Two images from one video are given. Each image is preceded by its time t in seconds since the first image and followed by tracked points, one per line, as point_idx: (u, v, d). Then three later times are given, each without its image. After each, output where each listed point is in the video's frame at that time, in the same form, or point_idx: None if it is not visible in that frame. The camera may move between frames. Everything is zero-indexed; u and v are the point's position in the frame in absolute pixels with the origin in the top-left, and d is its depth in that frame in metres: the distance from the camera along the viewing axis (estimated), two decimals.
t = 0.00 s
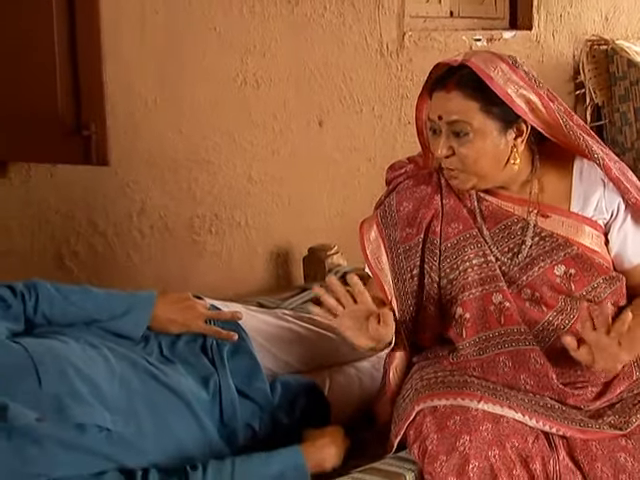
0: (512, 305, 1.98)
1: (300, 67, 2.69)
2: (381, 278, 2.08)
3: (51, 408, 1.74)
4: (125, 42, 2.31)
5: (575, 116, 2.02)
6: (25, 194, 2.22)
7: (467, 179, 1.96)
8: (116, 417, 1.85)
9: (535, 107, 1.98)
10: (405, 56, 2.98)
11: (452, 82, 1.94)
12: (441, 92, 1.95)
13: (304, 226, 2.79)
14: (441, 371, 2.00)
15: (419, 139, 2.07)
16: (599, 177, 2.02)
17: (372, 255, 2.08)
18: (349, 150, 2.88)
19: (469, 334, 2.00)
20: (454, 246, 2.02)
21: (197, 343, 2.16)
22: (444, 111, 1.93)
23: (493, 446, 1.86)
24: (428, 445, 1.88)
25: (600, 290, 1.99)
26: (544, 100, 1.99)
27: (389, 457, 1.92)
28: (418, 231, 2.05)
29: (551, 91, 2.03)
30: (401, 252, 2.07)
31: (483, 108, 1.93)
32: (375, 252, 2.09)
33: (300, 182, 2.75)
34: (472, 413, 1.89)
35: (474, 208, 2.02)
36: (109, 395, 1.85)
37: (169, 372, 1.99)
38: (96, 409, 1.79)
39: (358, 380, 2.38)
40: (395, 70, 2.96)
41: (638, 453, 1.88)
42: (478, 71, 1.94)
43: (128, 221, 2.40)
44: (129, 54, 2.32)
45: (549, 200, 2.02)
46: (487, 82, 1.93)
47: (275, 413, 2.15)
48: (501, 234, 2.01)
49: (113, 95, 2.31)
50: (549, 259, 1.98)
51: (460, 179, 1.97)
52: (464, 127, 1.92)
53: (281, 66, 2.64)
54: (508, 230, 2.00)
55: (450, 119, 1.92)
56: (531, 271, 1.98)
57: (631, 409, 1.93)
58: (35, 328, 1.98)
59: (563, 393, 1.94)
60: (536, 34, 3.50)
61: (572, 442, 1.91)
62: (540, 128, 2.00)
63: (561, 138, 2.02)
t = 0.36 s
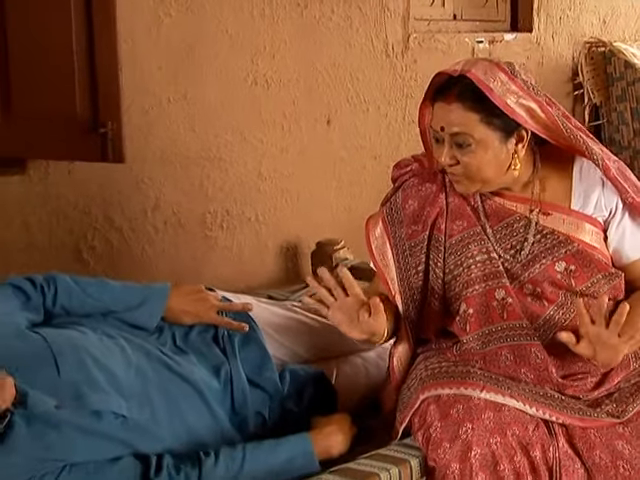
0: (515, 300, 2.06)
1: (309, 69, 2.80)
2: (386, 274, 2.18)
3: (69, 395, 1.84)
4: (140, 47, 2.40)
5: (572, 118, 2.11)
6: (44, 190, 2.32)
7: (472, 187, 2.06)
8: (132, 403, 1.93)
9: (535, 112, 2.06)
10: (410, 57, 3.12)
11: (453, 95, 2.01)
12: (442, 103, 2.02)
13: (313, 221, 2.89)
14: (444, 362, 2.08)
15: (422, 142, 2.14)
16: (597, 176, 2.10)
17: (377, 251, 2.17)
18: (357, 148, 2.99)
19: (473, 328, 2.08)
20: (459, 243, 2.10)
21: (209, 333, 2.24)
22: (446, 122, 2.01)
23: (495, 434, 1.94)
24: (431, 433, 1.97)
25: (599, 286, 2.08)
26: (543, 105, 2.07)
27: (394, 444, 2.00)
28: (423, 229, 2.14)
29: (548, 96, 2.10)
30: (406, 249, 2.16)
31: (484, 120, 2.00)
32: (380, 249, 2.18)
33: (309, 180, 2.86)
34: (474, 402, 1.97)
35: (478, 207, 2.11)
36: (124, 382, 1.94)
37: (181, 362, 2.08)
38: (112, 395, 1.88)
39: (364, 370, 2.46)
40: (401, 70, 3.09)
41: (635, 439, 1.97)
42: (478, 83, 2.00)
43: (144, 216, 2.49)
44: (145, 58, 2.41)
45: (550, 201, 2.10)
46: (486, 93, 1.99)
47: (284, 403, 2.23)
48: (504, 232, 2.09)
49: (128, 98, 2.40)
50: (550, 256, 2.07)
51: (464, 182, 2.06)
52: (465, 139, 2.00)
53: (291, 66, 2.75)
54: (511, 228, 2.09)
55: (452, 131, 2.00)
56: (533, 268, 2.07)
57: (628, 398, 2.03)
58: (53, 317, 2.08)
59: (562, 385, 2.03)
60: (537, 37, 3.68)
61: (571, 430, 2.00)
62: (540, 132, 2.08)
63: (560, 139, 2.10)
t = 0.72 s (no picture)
0: (516, 292, 2.15)
1: (318, 69, 2.90)
2: (393, 263, 2.26)
3: (85, 382, 1.90)
4: (155, 47, 2.49)
5: (580, 117, 2.19)
6: (61, 185, 2.41)
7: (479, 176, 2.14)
8: (145, 391, 1.99)
9: (546, 107, 2.14)
10: (415, 58, 3.22)
11: (468, 82, 2.11)
12: (457, 90, 2.11)
13: (320, 216, 3.00)
14: (448, 352, 2.16)
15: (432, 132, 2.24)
16: (599, 175, 2.20)
17: (384, 241, 2.26)
18: (363, 144, 3.10)
19: (476, 318, 2.18)
20: (463, 236, 2.19)
21: (219, 324, 2.30)
22: (460, 109, 2.10)
23: (496, 422, 2.03)
24: (435, 420, 2.07)
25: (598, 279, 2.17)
26: (554, 101, 2.15)
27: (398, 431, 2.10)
28: (429, 221, 2.22)
29: (559, 93, 2.19)
30: (412, 240, 2.25)
31: (497, 108, 2.10)
32: (387, 239, 2.26)
33: (317, 175, 2.96)
34: (476, 391, 2.06)
35: (483, 201, 2.20)
36: (137, 372, 2.00)
37: (193, 353, 2.14)
38: (126, 384, 1.94)
39: (370, 361, 2.54)
40: (405, 70, 3.20)
41: (631, 427, 2.06)
42: (494, 73, 2.09)
43: (157, 211, 2.58)
44: (160, 58, 2.50)
45: (552, 195, 2.20)
46: (501, 83, 2.09)
47: (293, 391, 2.30)
48: (507, 226, 2.18)
49: (141, 96, 2.48)
50: (551, 250, 2.16)
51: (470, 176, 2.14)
52: (478, 125, 2.09)
53: (299, 66, 2.85)
54: (514, 222, 2.18)
55: (465, 117, 2.10)
56: (534, 261, 2.16)
57: (625, 387, 2.12)
58: (69, 309, 2.16)
59: (561, 374, 2.12)
60: (536, 38, 3.79)
61: (570, 418, 2.09)
62: (548, 127, 2.17)
63: (567, 136, 2.19)
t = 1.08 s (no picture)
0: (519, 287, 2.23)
1: (326, 69, 3.02)
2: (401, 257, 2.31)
3: (102, 371, 1.99)
4: (172, 50, 2.59)
5: (583, 121, 2.27)
6: (78, 182, 2.50)
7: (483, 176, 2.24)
8: (159, 379, 2.08)
9: (551, 112, 2.22)
10: (418, 58, 3.34)
11: (477, 86, 2.18)
12: (465, 94, 2.19)
13: (327, 211, 3.11)
14: (452, 343, 2.25)
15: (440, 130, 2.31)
16: (601, 175, 2.29)
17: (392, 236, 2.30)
18: (368, 142, 3.21)
19: (480, 312, 2.24)
20: (468, 231, 2.27)
21: (231, 315, 2.39)
22: (467, 112, 2.17)
23: (497, 411, 2.13)
24: (438, 409, 2.15)
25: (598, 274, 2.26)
26: (559, 106, 2.23)
27: (403, 418, 2.18)
28: (435, 217, 2.28)
29: (563, 97, 2.27)
30: (419, 235, 2.30)
31: (504, 113, 2.17)
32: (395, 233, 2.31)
33: (325, 172, 3.08)
34: (479, 380, 2.16)
35: (487, 198, 2.28)
36: (153, 361, 2.09)
37: (203, 342, 2.24)
38: (141, 373, 2.03)
39: (376, 352, 2.61)
40: (409, 70, 3.32)
41: (628, 416, 2.17)
42: (501, 77, 2.18)
43: (169, 205, 2.67)
44: (173, 62, 2.60)
45: (555, 194, 2.28)
46: (508, 87, 2.17)
47: (302, 380, 2.38)
48: (511, 223, 2.26)
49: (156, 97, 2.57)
50: (554, 246, 2.24)
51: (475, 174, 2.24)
52: (484, 129, 2.17)
53: (307, 67, 2.96)
54: (517, 219, 2.26)
55: (472, 121, 2.17)
56: (537, 257, 2.25)
57: (622, 378, 2.23)
58: (87, 300, 2.25)
59: (562, 365, 2.21)
60: (536, 40, 3.90)
61: (569, 407, 2.19)
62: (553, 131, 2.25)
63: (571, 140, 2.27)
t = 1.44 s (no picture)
0: (522, 283, 2.32)
1: (333, 70, 3.12)
2: (409, 253, 2.40)
3: (117, 361, 2.08)
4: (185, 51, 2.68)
5: (586, 121, 2.36)
6: (94, 179, 2.59)
7: (488, 175, 2.31)
8: (173, 369, 2.16)
9: (554, 113, 2.31)
10: (423, 59, 3.44)
11: (481, 89, 2.27)
12: (469, 97, 2.27)
13: (334, 207, 3.21)
14: (455, 335, 2.34)
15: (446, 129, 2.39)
16: (601, 174, 2.37)
17: (399, 232, 2.41)
18: (373, 141, 3.31)
19: (484, 307, 2.34)
20: (473, 229, 2.33)
21: (242, 307, 2.46)
22: (472, 114, 2.26)
23: (499, 400, 2.22)
24: (442, 398, 2.22)
25: (597, 271, 2.35)
26: (561, 107, 2.31)
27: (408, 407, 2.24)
28: (440, 215, 2.36)
29: (566, 99, 2.35)
30: (425, 232, 2.39)
31: (508, 115, 2.25)
32: (402, 229, 2.41)
33: (331, 170, 3.17)
34: (481, 370, 2.25)
35: (491, 197, 2.35)
36: (166, 352, 2.18)
37: (217, 332, 2.32)
38: (154, 362, 2.11)
39: (381, 342, 2.70)
40: (414, 71, 3.41)
41: (626, 406, 2.27)
42: (505, 80, 2.26)
43: (182, 202, 2.77)
44: (187, 63, 2.69)
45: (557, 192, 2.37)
46: (511, 90, 2.25)
47: (310, 369, 2.46)
48: (514, 221, 2.34)
49: (170, 98, 2.67)
50: (555, 244, 2.32)
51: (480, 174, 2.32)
52: (489, 131, 2.25)
53: (316, 67, 3.05)
54: (521, 216, 2.33)
55: (476, 122, 2.25)
56: (539, 254, 2.33)
57: (620, 369, 2.32)
58: (103, 292, 2.33)
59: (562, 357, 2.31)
60: (536, 41, 3.99)
61: (569, 397, 2.29)
62: (556, 131, 2.33)
63: (574, 139, 2.36)
